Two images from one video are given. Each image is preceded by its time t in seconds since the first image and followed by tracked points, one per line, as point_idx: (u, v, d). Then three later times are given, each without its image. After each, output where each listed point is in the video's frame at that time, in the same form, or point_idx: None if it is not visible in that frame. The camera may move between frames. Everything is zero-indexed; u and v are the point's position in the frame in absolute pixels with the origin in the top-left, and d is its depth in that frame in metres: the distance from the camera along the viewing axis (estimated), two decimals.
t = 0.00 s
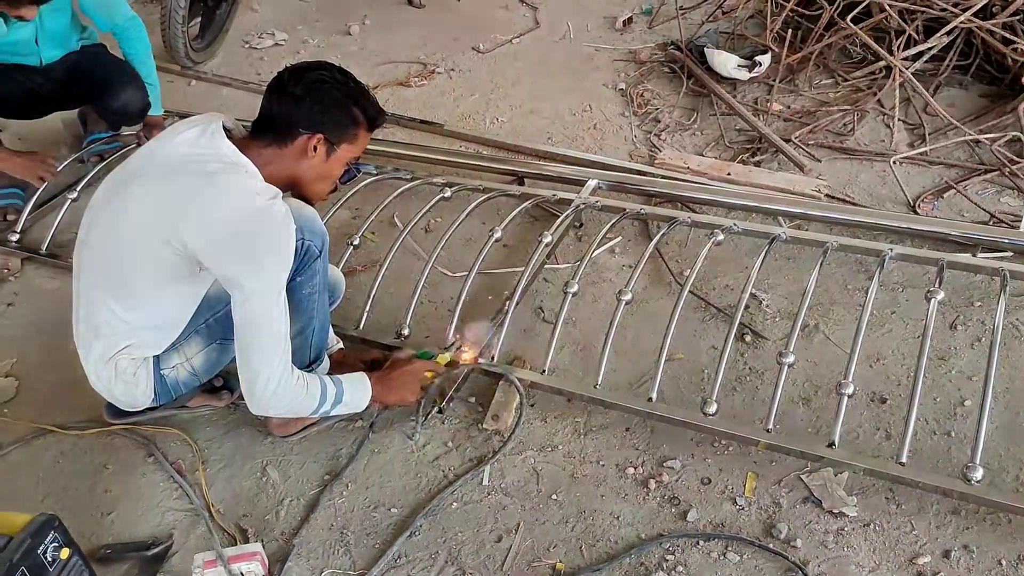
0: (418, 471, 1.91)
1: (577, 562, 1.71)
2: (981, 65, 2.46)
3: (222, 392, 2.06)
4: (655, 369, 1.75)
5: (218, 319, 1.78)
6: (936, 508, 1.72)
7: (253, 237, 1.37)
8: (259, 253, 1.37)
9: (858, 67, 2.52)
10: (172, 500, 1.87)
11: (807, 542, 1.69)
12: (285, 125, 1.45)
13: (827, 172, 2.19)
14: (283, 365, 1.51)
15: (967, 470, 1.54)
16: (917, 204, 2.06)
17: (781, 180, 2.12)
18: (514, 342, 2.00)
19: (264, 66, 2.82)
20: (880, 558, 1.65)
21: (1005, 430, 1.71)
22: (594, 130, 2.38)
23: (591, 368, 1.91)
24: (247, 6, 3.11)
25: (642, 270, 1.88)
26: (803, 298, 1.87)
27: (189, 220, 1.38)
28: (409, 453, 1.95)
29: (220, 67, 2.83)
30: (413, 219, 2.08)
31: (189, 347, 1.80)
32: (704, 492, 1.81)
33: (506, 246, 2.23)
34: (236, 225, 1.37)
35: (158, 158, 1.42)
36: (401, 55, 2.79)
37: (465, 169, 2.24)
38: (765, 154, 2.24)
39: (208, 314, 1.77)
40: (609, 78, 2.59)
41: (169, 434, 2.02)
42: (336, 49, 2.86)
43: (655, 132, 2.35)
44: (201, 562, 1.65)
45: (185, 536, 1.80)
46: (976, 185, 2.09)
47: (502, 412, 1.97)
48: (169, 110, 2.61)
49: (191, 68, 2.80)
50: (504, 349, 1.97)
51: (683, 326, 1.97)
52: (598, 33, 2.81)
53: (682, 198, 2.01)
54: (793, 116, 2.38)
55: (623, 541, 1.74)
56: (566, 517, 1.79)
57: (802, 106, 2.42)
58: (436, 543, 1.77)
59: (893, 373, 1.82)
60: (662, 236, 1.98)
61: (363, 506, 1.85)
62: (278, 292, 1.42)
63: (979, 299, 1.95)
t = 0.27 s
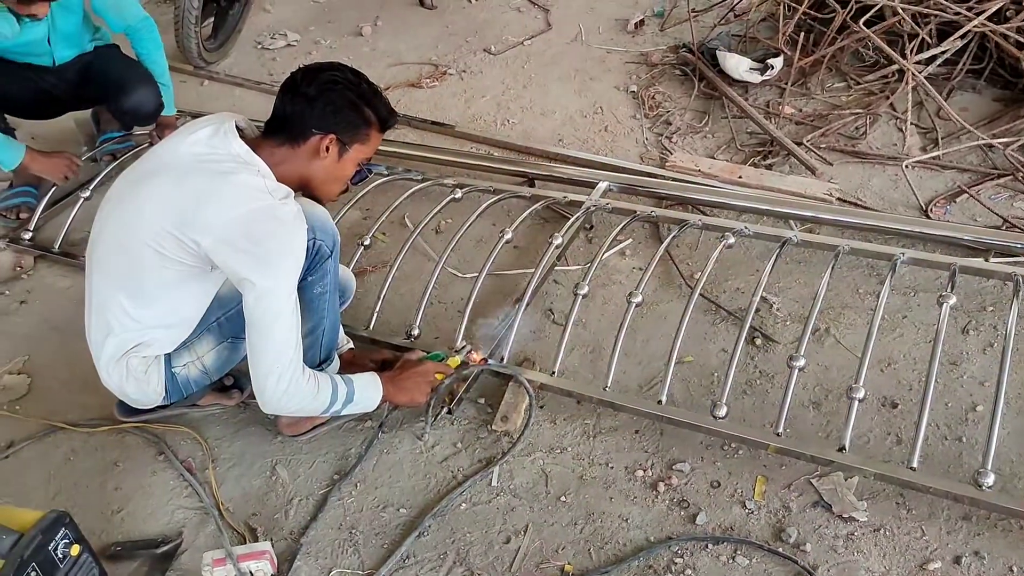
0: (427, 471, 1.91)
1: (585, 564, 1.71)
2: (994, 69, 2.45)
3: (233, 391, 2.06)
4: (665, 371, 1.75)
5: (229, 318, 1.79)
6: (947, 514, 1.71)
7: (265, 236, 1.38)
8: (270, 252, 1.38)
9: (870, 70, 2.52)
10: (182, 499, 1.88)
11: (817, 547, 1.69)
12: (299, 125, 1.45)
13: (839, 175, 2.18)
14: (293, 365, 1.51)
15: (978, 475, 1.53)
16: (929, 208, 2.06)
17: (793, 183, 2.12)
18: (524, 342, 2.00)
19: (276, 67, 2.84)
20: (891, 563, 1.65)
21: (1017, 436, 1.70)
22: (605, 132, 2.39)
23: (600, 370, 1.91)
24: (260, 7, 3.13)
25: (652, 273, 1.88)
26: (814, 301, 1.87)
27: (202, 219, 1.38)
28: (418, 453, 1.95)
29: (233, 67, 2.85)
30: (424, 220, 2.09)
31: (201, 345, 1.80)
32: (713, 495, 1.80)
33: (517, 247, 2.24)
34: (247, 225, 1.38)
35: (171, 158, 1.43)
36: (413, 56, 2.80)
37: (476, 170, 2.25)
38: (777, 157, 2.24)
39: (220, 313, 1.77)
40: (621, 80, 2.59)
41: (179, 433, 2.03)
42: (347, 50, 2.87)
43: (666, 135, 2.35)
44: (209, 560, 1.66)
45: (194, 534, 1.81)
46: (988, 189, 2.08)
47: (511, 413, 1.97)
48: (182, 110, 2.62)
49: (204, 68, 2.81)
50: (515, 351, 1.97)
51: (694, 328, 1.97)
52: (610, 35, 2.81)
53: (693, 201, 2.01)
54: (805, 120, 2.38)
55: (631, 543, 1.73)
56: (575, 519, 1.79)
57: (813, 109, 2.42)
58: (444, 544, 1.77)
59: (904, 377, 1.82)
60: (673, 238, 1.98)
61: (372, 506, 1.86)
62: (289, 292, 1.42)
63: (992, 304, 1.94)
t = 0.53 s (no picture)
0: (432, 471, 1.91)
1: (589, 565, 1.71)
2: (1003, 72, 2.45)
3: (238, 390, 2.07)
4: (671, 373, 1.75)
5: (235, 317, 1.79)
6: (953, 518, 1.71)
7: (271, 235, 1.38)
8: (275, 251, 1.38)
9: (879, 73, 2.52)
10: (187, 497, 1.88)
11: (822, 550, 1.68)
12: (306, 125, 1.45)
13: (846, 178, 2.18)
14: (297, 364, 1.51)
15: (985, 479, 1.53)
16: (937, 211, 2.05)
17: (800, 185, 2.11)
18: (530, 342, 2.00)
19: (284, 66, 2.84)
20: (896, 567, 1.64)
21: None
22: (612, 134, 2.39)
23: (606, 371, 1.91)
24: (268, 6, 3.13)
25: (659, 274, 1.88)
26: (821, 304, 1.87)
27: (208, 217, 1.39)
28: (423, 453, 1.95)
29: (240, 67, 2.86)
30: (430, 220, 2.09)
31: (207, 343, 1.81)
32: (718, 497, 1.80)
33: (523, 248, 2.24)
34: (253, 224, 1.38)
35: (178, 156, 1.43)
36: (420, 57, 2.80)
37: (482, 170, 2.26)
38: (784, 160, 2.24)
39: (226, 311, 1.77)
40: (628, 81, 2.59)
41: (185, 431, 2.03)
42: (355, 50, 2.88)
43: (673, 136, 2.35)
44: (214, 558, 1.66)
45: (199, 532, 1.81)
46: (996, 193, 2.08)
47: (516, 413, 1.97)
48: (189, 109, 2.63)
49: (211, 67, 2.82)
50: (520, 351, 1.97)
51: (700, 330, 1.97)
52: (617, 37, 2.81)
53: (700, 202, 2.01)
54: (812, 122, 2.38)
55: (636, 545, 1.73)
56: (579, 520, 1.79)
57: (821, 112, 2.42)
58: (449, 544, 1.77)
59: (911, 381, 1.81)
60: (679, 240, 1.97)
61: (376, 505, 1.86)
62: (294, 291, 1.42)
63: (999, 307, 1.94)
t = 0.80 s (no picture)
0: (434, 470, 1.91)
1: (591, 565, 1.71)
2: (1008, 74, 2.44)
3: (240, 387, 2.07)
4: (673, 374, 1.75)
5: (237, 314, 1.79)
6: (956, 519, 1.70)
7: (273, 233, 1.37)
8: (277, 249, 1.37)
9: (883, 73, 2.52)
10: (188, 494, 1.88)
11: (824, 551, 1.68)
12: (309, 122, 1.45)
13: (850, 179, 2.18)
14: (299, 362, 1.51)
15: (988, 481, 1.53)
16: (941, 212, 2.05)
17: (804, 186, 2.11)
18: (533, 341, 2.00)
19: (287, 64, 2.84)
20: (898, 569, 1.64)
21: None
22: (615, 133, 2.38)
23: (608, 371, 1.91)
24: (271, 4, 3.13)
25: (662, 274, 1.88)
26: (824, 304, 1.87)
27: (211, 214, 1.38)
28: (425, 452, 1.95)
29: (244, 64, 2.86)
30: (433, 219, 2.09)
31: (209, 341, 1.81)
32: (720, 498, 1.80)
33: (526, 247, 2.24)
34: (255, 221, 1.38)
35: (182, 153, 1.43)
36: (424, 55, 2.80)
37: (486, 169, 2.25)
38: (788, 160, 2.24)
39: (228, 309, 1.78)
40: (632, 81, 2.59)
41: (187, 428, 2.03)
42: (358, 48, 2.88)
43: (677, 136, 2.34)
44: (216, 556, 1.66)
45: (200, 529, 1.81)
46: (1000, 194, 2.07)
47: (519, 412, 1.97)
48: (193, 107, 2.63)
49: (215, 65, 2.82)
50: (523, 350, 1.97)
51: (703, 331, 1.96)
52: (621, 36, 2.81)
53: (703, 203, 2.01)
54: (816, 122, 2.37)
55: (638, 545, 1.73)
56: (581, 520, 1.79)
57: (825, 112, 2.41)
58: (450, 543, 1.77)
59: (914, 382, 1.81)
60: (682, 240, 1.97)
61: (378, 504, 1.86)
62: (295, 289, 1.41)
63: (1003, 309, 1.93)
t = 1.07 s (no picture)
0: (432, 469, 1.91)
1: (589, 565, 1.71)
2: (1008, 76, 2.45)
3: (239, 386, 2.07)
4: (672, 373, 1.75)
5: (235, 312, 1.79)
6: (954, 521, 1.71)
7: (272, 231, 1.37)
8: (276, 247, 1.37)
9: (883, 74, 2.52)
10: (186, 493, 1.88)
11: (822, 552, 1.68)
12: (309, 120, 1.45)
13: (849, 179, 2.18)
14: (297, 361, 1.51)
15: (986, 483, 1.53)
16: (941, 213, 2.05)
17: (804, 186, 2.11)
18: (532, 340, 2.00)
19: (287, 62, 2.84)
20: (896, 570, 1.64)
21: None
22: (615, 133, 2.38)
23: (607, 370, 1.91)
24: (271, 2, 3.13)
25: (661, 274, 1.88)
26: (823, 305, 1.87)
27: (209, 212, 1.38)
28: (424, 451, 1.95)
29: (244, 62, 2.85)
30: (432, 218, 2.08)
31: (207, 339, 1.80)
32: (719, 498, 1.80)
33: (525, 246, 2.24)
34: (254, 219, 1.38)
35: (181, 150, 1.43)
36: (424, 54, 2.80)
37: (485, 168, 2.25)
38: (787, 160, 2.24)
39: (226, 307, 1.77)
40: (632, 81, 2.59)
41: (185, 426, 2.03)
42: (358, 46, 2.87)
43: (677, 136, 2.34)
44: (213, 555, 1.67)
45: (198, 528, 1.81)
46: (1000, 196, 2.07)
47: (517, 412, 1.96)
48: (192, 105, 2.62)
49: (214, 62, 2.82)
50: (522, 350, 1.97)
51: (702, 331, 1.96)
52: (621, 36, 2.80)
53: (703, 203, 2.01)
54: (816, 123, 2.37)
55: (636, 545, 1.73)
56: (580, 520, 1.79)
57: (825, 113, 2.41)
58: (448, 542, 1.77)
59: (913, 383, 1.81)
60: (682, 240, 1.97)
61: (376, 503, 1.85)
62: (294, 287, 1.41)
63: (1001, 311, 1.93)
